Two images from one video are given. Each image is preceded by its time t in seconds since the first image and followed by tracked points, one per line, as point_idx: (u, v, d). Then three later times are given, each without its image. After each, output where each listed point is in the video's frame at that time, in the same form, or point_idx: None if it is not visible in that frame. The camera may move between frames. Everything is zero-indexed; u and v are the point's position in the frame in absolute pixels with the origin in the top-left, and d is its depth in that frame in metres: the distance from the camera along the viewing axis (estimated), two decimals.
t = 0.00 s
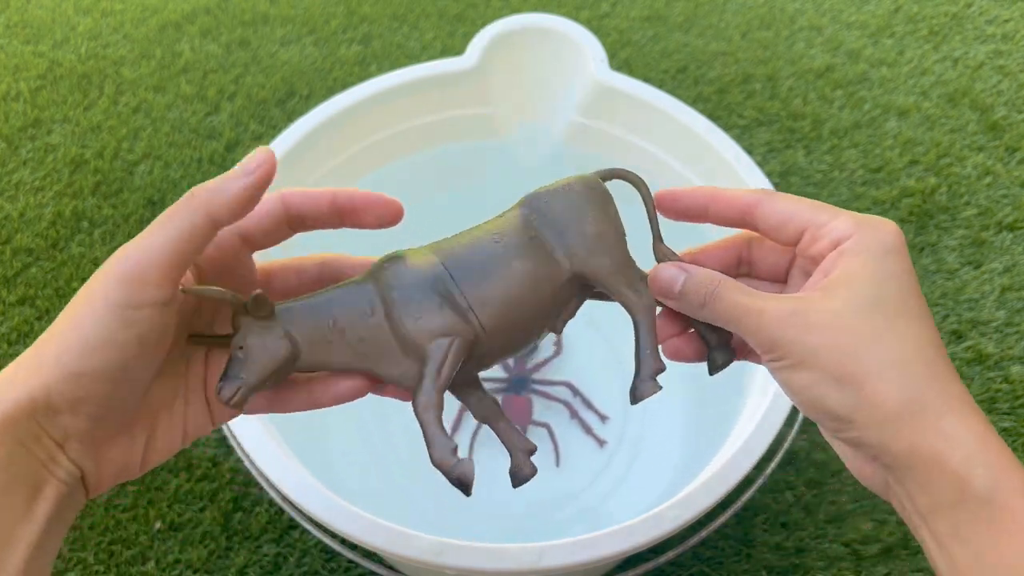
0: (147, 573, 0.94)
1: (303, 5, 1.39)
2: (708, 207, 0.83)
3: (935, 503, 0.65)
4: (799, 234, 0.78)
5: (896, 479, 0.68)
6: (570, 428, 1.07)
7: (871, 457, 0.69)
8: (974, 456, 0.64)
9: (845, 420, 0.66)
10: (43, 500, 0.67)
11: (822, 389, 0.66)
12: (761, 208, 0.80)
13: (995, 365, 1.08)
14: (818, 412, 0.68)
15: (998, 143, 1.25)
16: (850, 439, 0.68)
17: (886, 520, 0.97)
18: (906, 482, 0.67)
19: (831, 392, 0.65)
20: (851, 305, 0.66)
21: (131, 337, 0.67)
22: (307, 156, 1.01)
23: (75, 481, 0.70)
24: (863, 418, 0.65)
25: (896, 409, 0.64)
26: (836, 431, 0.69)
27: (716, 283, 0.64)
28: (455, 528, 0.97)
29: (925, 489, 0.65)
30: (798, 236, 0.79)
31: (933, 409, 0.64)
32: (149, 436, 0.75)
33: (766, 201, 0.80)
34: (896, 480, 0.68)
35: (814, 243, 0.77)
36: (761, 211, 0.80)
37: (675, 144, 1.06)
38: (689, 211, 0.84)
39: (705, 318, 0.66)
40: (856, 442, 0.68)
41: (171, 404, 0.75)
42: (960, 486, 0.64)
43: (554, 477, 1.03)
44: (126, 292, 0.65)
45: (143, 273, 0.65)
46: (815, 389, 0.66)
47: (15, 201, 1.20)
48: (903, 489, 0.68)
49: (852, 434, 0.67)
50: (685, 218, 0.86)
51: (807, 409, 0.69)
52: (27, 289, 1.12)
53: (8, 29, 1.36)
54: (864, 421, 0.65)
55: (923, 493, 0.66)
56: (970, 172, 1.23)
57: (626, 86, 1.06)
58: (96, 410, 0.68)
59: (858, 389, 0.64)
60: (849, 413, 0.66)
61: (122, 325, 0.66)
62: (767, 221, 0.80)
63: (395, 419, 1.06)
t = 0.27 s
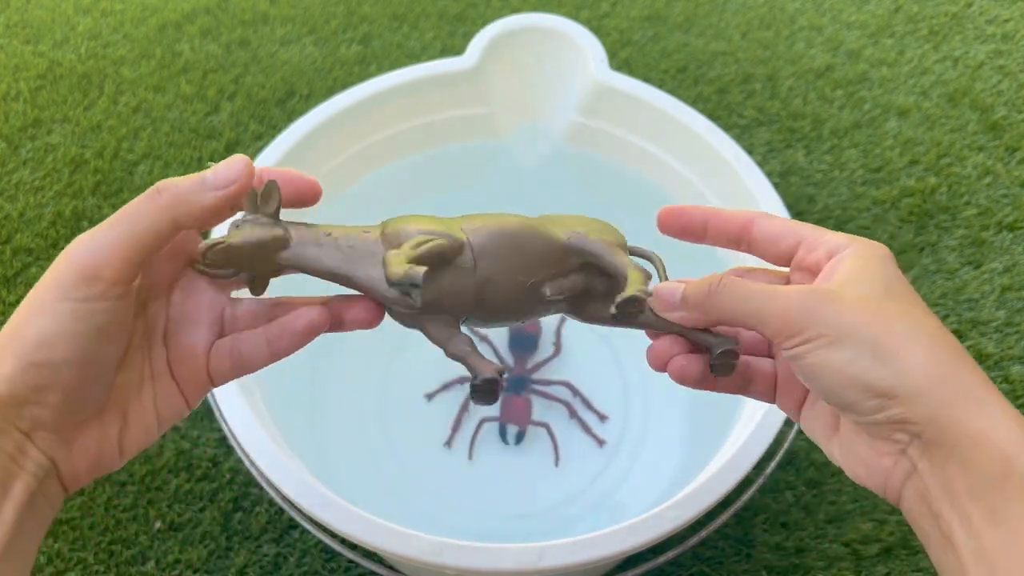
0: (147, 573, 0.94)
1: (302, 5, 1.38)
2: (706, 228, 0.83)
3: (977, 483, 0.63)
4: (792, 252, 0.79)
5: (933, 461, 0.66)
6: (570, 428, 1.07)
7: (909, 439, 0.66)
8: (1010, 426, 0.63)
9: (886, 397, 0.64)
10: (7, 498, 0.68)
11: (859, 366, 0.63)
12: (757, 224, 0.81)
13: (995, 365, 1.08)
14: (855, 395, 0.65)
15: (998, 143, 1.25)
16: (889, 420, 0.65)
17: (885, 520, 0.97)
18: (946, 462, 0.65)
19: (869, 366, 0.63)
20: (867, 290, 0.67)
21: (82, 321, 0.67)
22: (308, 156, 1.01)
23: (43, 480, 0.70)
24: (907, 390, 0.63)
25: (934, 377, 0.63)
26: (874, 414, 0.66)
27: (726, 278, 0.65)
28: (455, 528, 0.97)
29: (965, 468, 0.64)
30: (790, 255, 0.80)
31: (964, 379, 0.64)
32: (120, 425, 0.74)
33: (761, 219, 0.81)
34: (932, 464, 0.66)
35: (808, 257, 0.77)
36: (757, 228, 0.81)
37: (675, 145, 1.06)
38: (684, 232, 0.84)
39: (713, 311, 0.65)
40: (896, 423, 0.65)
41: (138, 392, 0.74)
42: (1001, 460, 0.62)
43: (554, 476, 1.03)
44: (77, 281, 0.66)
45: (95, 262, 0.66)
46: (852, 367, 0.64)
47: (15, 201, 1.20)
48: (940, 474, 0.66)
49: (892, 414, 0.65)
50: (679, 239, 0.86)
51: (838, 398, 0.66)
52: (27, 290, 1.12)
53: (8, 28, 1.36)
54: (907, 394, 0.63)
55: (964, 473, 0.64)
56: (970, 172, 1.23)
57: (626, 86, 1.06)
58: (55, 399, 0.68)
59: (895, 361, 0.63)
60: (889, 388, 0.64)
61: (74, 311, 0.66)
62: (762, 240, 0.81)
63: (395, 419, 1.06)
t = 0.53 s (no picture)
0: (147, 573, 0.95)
1: (302, 5, 1.38)
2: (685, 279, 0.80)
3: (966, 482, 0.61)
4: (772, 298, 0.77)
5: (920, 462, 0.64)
6: (570, 428, 1.07)
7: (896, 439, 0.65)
8: (993, 430, 0.63)
9: (876, 391, 0.64)
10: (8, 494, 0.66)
11: (848, 360, 0.64)
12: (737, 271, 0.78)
13: (995, 365, 1.08)
14: (844, 389, 0.64)
15: (998, 143, 1.25)
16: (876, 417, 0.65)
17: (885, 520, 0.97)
18: (932, 462, 0.63)
19: (859, 360, 0.64)
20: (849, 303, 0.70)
21: (113, 323, 0.67)
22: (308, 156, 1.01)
23: (41, 479, 0.69)
24: (897, 381, 0.63)
25: (922, 373, 0.64)
26: (863, 410, 0.65)
27: (713, 275, 0.67)
28: (455, 528, 0.97)
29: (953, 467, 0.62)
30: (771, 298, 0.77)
31: (951, 380, 0.64)
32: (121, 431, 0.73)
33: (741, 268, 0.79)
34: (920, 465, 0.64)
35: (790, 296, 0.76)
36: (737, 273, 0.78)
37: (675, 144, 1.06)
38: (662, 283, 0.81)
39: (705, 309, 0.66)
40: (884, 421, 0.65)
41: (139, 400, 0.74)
42: (985, 460, 0.61)
43: (554, 476, 1.03)
44: (115, 281, 0.66)
45: (139, 266, 0.67)
46: (842, 359, 0.64)
47: (15, 201, 1.20)
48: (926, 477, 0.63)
49: (882, 410, 0.64)
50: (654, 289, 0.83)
51: (827, 394, 0.65)
52: (28, 290, 1.12)
53: (8, 28, 1.36)
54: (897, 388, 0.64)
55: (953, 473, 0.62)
56: (970, 172, 1.23)
57: (625, 86, 1.06)
58: (69, 397, 0.67)
59: (883, 356, 0.64)
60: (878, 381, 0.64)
61: (107, 311, 0.67)
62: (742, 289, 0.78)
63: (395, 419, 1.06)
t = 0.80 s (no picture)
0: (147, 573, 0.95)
1: (302, 5, 1.38)
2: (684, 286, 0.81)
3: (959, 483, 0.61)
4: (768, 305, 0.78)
5: (914, 465, 0.64)
6: (569, 428, 1.07)
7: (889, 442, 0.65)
8: (986, 432, 0.62)
9: (868, 394, 0.64)
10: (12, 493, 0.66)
11: (842, 362, 0.64)
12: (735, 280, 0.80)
13: (995, 365, 1.08)
14: (837, 392, 0.64)
15: (998, 143, 1.25)
16: (869, 419, 0.65)
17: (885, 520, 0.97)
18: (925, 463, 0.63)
19: (851, 362, 0.64)
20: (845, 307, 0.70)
21: (122, 321, 0.67)
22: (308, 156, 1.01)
23: (45, 477, 0.68)
24: (890, 384, 0.64)
25: (915, 376, 0.64)
26: (856, 413, 0.65)
27: (709, 278, 0.67)
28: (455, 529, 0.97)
29: (947, 468, 0.62)
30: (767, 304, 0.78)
31: (945, 384, 0.64)
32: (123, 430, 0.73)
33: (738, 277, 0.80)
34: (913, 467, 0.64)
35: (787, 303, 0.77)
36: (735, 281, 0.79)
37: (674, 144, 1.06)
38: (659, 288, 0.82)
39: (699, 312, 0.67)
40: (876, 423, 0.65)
41: (139, 401, 0.74)
42: (981, 460, 0.61)
43: (553, 477, 1.02)
44: (125, 280, 0.67)
45: (150, 265, 0.67)
46: (836, 362, 0.64)
47: (15, 201, 1.20)
48: (920, 479, 0.63)
49: (874, 412, 0.64)
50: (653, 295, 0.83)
51: (819, 396, 0.66)
52: (28, 289, 1.12)
53: (7, 28, 1.36)
54: (889, 391, 0.64)
55: (947, 474, 0.62)
56: (970, 172, 1.23)
57: (625, 86, 1.06)
58: (77, 393, 0.67)
59: (876, 359, 0.64)
60: (871, 384, 0.64)
61: (116, 309, 0.67)
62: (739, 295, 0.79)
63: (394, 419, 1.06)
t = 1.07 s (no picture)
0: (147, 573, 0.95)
1: (302, 5, 1.38)
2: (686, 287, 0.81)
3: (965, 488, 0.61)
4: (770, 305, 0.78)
5: (920, 469, 0.63)
6: (569, 428, 1.07)
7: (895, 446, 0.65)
8: (992, 437, 0.62)
9: (874, 398, 0.64)
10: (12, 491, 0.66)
11: (847, 366, 0.64)
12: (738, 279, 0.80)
13: (995, 365, 1.08)
14: (842, 396, 0.64)
15: (998, 143, 1.25)
16: (875, 423, 0.65)
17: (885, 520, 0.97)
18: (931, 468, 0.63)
19: (856, 366, 0.64)
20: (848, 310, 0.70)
21: (125, 319, 0.67)
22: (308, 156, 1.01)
23: (45, 474, 0.68)
24: (896, 389, 0.63)
25: (920, 380, 0.64)
26: (861, 417, 0.65)
27: (712, 283, 0.67)
28: (455, 529, 0.97)
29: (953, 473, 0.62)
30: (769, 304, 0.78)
31: (950, 388, 0.64)
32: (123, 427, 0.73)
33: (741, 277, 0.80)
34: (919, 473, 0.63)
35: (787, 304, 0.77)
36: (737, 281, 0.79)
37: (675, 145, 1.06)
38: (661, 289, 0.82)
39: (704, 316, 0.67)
40: (882, 428, 0.65)
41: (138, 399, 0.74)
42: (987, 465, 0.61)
43: (553, 477, 1.02)
44: (128, 278, 0.67)
45: (152, 265, 0.67)
46: (840, 366, 0.64)
47: (15, 201, 1.20)
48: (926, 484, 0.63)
49: (880, 417, 0.64)
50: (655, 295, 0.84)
51: (824, 401, 0.66)
52: (28, 289, 1.12)
53: (8, 28, 1.36)
54: (894, 395, 0.64)
55: (952, 479, 0.62)
56: (970, 172, 1.23)
57: (626, 85, 1.06)
58: (79, 390, 0.67)
59: (881, 363, 0.64)
60: (876, 388, 0.64)
61: (119, 308, 0.67)
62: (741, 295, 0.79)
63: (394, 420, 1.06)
